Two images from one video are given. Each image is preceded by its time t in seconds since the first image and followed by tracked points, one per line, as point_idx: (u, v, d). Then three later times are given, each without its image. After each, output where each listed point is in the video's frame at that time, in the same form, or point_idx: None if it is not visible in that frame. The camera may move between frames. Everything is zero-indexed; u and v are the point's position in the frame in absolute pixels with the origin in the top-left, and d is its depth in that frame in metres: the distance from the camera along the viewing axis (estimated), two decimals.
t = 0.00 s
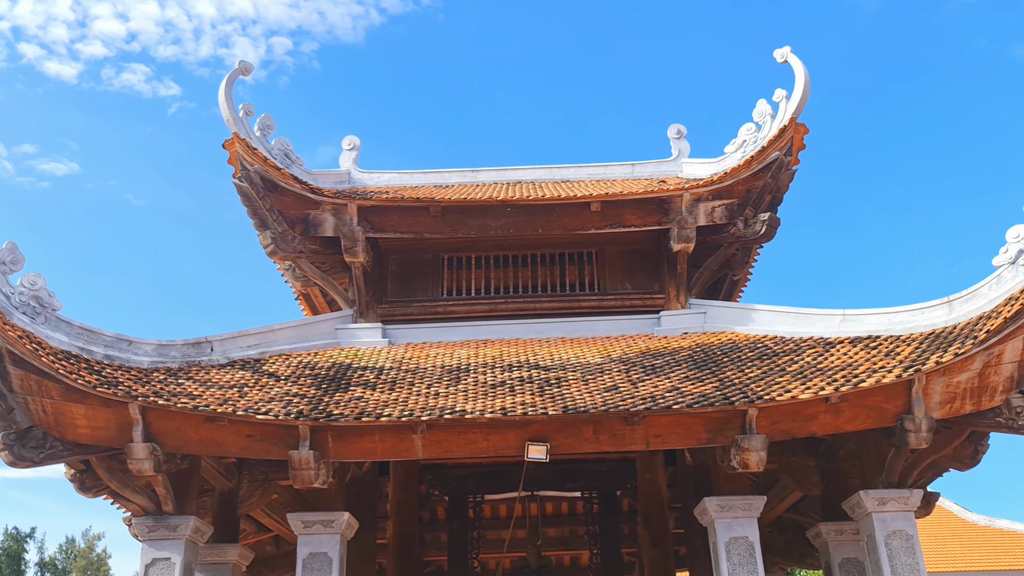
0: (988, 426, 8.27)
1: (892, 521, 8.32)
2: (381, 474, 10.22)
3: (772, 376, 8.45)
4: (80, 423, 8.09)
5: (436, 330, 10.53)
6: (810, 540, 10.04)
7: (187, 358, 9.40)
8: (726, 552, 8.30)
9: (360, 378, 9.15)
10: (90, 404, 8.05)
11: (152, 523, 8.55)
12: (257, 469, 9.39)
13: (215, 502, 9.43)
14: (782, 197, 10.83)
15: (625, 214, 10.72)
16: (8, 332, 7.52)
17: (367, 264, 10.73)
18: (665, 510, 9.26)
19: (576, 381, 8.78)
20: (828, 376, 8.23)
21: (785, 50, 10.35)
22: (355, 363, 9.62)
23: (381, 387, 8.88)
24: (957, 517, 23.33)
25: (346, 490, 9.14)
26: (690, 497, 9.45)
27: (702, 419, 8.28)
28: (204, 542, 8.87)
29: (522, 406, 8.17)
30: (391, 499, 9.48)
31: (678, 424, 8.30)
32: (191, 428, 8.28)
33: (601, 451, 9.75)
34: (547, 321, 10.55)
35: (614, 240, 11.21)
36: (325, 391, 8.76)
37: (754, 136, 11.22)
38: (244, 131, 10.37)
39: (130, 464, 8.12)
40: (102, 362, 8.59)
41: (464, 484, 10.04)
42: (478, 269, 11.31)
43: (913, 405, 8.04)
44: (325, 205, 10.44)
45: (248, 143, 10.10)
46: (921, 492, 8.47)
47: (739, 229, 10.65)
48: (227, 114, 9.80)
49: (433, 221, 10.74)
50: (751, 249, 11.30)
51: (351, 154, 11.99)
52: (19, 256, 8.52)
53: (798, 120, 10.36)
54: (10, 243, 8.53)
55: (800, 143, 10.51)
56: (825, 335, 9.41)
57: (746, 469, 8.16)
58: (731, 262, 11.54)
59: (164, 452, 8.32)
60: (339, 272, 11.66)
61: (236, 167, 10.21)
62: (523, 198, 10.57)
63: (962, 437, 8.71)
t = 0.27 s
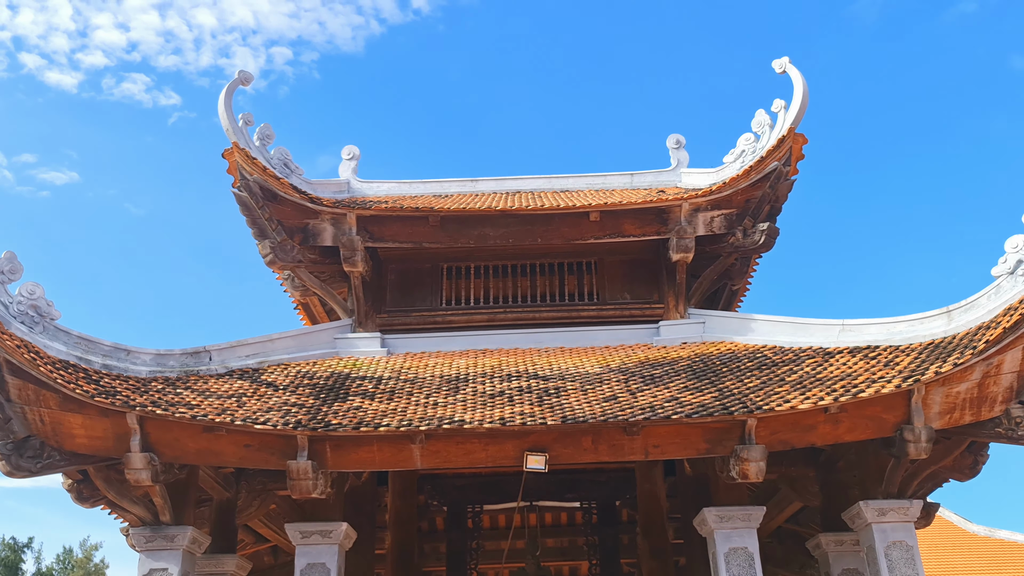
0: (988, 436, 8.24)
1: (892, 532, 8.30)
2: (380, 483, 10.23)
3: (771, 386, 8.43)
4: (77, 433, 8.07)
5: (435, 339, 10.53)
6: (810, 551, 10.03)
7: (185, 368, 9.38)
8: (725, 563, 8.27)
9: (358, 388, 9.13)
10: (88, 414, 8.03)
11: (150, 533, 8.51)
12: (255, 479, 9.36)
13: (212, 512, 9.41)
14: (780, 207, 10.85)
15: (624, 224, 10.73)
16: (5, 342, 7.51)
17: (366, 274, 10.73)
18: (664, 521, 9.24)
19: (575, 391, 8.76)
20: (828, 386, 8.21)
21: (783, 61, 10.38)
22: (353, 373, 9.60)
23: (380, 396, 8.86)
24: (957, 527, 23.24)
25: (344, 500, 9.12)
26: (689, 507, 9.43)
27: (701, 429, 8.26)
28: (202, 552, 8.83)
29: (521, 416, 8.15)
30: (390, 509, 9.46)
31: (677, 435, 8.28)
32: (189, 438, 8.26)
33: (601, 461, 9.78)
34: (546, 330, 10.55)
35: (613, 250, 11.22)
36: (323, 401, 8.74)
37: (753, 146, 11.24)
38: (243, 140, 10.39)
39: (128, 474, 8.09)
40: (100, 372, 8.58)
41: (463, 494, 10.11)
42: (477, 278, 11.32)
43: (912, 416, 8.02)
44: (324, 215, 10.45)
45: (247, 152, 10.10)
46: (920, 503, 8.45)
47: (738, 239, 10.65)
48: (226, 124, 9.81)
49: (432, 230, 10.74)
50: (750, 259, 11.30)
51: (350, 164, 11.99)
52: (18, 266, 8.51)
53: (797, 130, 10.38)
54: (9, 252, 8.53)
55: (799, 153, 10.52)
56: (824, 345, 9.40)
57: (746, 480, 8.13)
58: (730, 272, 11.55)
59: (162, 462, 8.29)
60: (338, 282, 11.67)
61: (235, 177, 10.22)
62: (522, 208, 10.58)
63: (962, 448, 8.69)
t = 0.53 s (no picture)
0: (987, 449, 8.22)
1: (892, 544, 8.27)
2: (378, 495, 10.21)
3: (769, 398, 8.43)
4: (75, 444, 8.05)
5: (433, 351, 10.53)
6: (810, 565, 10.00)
7: (183, 379, 9.37)
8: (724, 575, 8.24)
9: (357, 399, 9.12)
10: (86, 425, 8.02)
11: (147, 545, 8.48)
12: (253, 491, 9.34)
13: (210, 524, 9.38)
14: (779, 219, 10.87)
15: (623, 236, 10.75)
16: (3, 353, 7.51)
17: (364, 285, 10.73)
18: (663, 533, 9.22)
19: (573, 403, 8.75)
20: (826, 398, 8.21)
21: (781, 73, 10.43)
22: (352, 384, 9.59)
23: (378, 408, 8.85)
24: (957, 540, 23.17)
25: (342, 512, 9.09)
26: (688, 520, 9.41)
27: (700, 441, 8.25)
28: (199, 565, 8.80)
29: (519, 428, 8.14)
30: (388, 521, 9.46)
31: (676, 447, 8.26)
32: (186, 450, 8.24)
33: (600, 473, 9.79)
34: (544, 342, 10.56)
35: (611, 262, 11.24)
36: (322, 412, 8.73)
37: (751, 158, 11.27)
38: (243, 152, 10.42)
39: (125, 486, 8.06)
40: (98, 383, 8.57)
41: (462, 506, 10.08)
42: (476, 290, 11.33)
43: (911, 428, 8.01)
44: (323, 226, 10.47)
45: (246, 164, 10.13)
46: (920, 515, 8.43)
47: (736, 251, 10.67)
48: (225, 135, 9.84)
49: (430, 242, 10.76)
50: (748, 271, 11.32)
51: (349, 176, 12.02)
52: (16, 277, 8.52)
53: (794, 143, 10.42)
54: (7, 263, 8.54)
55: (797, 166, 10.56)
56: (822, 357, 9.40)
57: (744, 492, 8.11)
58: (728, 284, 11.56)
59: (159, 473, 8.27)
60: (337, 293, 11.69)
61: (235, 188, 10.24)
62: (520, 220, 10.60)
63: (961, 460, 8.68)
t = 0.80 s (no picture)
0: (987, 462, 8.20)
1: (891, 558, 8.25)
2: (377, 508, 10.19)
3: (769, 411, 8.42)
4: (73, 457, 8.03)
5: (432, 363, 10.52)
6: None
7: (182, 391, 9.36)
8: None
9: (355, 411, 9.11)
10: (84, 437, 8.00)
11: (144, 558, 8.45)
12: (251, 503, 9.31)
13: (208, 536, 9.35)
14: (778, 231, 10.89)
15: (622, 248, 10.76)
16: (2, 365, 7.51)
17: (363, 297, 10.73)
18: (662, 546, 9.19)
19: (572, 415, 8.74)
20: (825, 411, 8.20)
21: (779, 86, 10.47)
22: (351, 397, 9.58)
23: (377, 420, 8.83)
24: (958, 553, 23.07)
25: (340, 525, 9.06)
26: (688, 533, 9.38)
27: (699, 453, 8.23)
28: None
29: (518, 440, 8.13)
30: (387, 534, 9.45)
31: (675, 459, 8.25)
32: (184, 462, 8.22)
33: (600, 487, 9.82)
34: (543, 355, 10.55)
35: (610, 274, 11.25)
36: (320, 425, 8.71)
37: (750, 171, 11.31)
38: (243, 164, 10.45)
39: (123, 498, 8.03)
40: (96, 395, 8.55)
41: (461, 519, 10.15)
42: (475, 301, 11.33)
43: (910, 441, 8.00)
44: (323, 238, 10.49)
45: (246, 176, 10.15)
46: (919, 529, 8.40)
47: (735, 263, 10.68)
48: (225, 147, 9.87)
49: (430, 254, 10.77)
50: (748, 283, 11.32)
51: (349, 188, 12.04)
52: (16, 288, 8.53)
53: (793, 155, 10.46)
54: (6, 275, 8.54)
55: (795, 178, 10.59)
56: (821, 369, 9.40)
57: (744, 505, 8.08)
58: (727, 296, 11.58)
59: (157, 486, 8.23)
60: (336, 305, 11.70)
61: (235, 200, 10.25)
62: (520, 232, 10.61)
63: (960, 473, 8.66)
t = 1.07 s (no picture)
0: (987, 474, 8.17)
1: (892, 570, 8.23)
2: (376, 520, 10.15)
3: (768, 423, 8.41)
4: (71, 468, 8.00)
5: (431, 374, 10.51)
6: None
7: (181, 403, 9.35)
8: None
9: (354, 423, 9.09)
10: (82, 448, 7.98)
11: (142, 570, 8.41)
12: (249, 515, 9.28)
13: (206, 548, 9.32)
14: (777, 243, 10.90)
15: (621, 259, 10.77)
16: None
17: (363, 308, 10.73)
18: (662, 558, 9.16)
19: (572, 427, 8.72)
20: (825, 423, 8.19)
21: (778, 98, 10.50)
22: (350, 408, 9.56)
23: (376, 432, 8.81)
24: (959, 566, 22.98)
25: (338, 537, 9.03)
26: (688, 545, 9.36)
27: (698, 465, 8.21)
28: None
29: (517, 452, 8.11)
30: (386, 547, 9.42)
31: (674, 471, 8.23)
32: (183, 473, 8.20)
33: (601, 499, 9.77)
34: (543, 366, 10.54)
35: (610, 285, 11.25)
36: (319, 436, 8.69)
37: (749, 183, 11.33)
38: (242, 176, 10.46)
39: (121, 510, 8.00)
40: (94, 406, 8.54)
41: (460, 530, 10.17)
42: (474, 312, 11.33)
43: (910, 453, 7.99)
44: (322, 249, 10.50)
45: (245, 188, 10.16)
46: (920, 541, 8.38)
47: (734, 275, 10.70)
48: (224, 159, 9.89)
49: (429, 265, 10.77)
50: (747, 295, 11.31)
51: (348, 199, 12.06)
52: (15, 299, 8.53)
53: (792, 167, 10.49)
54: (6, 286, 8.54)
55: (795, 190, 10.61)
56: (821, 381, 9.40)
57: (744, 517, 8.05)
58: (726, 307, 11.57)
59: (156, 497, 8.20)
60: (336, 316, 11.70)
61: (234, 211, 10.26)
62: (519, 244, 10.62)
63: (961, 485, 8.64)
